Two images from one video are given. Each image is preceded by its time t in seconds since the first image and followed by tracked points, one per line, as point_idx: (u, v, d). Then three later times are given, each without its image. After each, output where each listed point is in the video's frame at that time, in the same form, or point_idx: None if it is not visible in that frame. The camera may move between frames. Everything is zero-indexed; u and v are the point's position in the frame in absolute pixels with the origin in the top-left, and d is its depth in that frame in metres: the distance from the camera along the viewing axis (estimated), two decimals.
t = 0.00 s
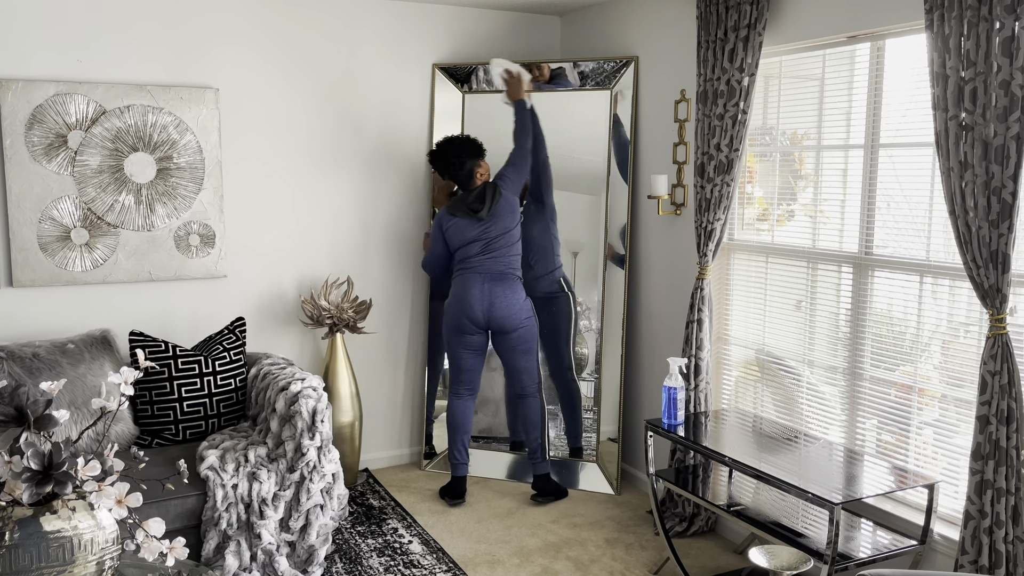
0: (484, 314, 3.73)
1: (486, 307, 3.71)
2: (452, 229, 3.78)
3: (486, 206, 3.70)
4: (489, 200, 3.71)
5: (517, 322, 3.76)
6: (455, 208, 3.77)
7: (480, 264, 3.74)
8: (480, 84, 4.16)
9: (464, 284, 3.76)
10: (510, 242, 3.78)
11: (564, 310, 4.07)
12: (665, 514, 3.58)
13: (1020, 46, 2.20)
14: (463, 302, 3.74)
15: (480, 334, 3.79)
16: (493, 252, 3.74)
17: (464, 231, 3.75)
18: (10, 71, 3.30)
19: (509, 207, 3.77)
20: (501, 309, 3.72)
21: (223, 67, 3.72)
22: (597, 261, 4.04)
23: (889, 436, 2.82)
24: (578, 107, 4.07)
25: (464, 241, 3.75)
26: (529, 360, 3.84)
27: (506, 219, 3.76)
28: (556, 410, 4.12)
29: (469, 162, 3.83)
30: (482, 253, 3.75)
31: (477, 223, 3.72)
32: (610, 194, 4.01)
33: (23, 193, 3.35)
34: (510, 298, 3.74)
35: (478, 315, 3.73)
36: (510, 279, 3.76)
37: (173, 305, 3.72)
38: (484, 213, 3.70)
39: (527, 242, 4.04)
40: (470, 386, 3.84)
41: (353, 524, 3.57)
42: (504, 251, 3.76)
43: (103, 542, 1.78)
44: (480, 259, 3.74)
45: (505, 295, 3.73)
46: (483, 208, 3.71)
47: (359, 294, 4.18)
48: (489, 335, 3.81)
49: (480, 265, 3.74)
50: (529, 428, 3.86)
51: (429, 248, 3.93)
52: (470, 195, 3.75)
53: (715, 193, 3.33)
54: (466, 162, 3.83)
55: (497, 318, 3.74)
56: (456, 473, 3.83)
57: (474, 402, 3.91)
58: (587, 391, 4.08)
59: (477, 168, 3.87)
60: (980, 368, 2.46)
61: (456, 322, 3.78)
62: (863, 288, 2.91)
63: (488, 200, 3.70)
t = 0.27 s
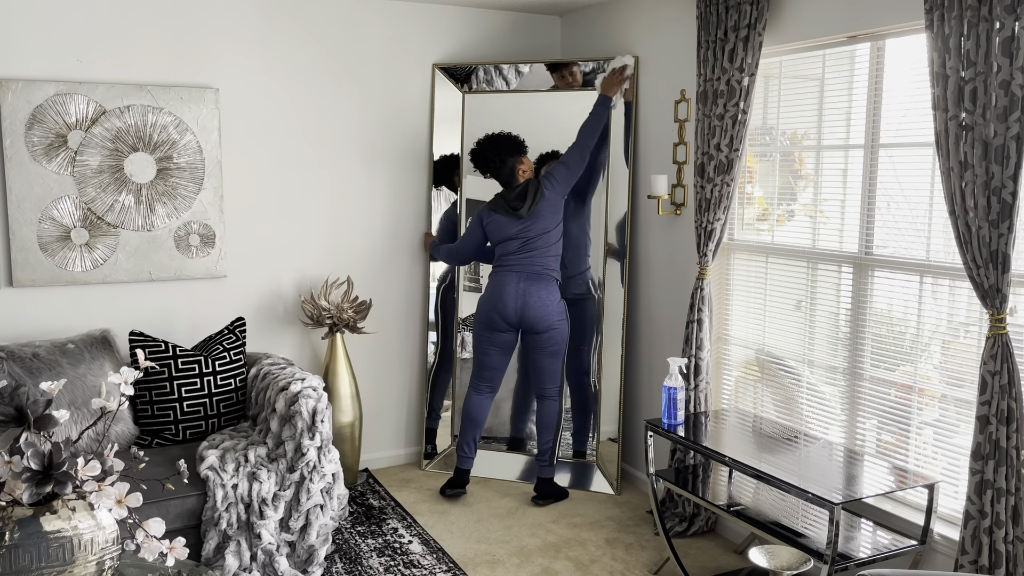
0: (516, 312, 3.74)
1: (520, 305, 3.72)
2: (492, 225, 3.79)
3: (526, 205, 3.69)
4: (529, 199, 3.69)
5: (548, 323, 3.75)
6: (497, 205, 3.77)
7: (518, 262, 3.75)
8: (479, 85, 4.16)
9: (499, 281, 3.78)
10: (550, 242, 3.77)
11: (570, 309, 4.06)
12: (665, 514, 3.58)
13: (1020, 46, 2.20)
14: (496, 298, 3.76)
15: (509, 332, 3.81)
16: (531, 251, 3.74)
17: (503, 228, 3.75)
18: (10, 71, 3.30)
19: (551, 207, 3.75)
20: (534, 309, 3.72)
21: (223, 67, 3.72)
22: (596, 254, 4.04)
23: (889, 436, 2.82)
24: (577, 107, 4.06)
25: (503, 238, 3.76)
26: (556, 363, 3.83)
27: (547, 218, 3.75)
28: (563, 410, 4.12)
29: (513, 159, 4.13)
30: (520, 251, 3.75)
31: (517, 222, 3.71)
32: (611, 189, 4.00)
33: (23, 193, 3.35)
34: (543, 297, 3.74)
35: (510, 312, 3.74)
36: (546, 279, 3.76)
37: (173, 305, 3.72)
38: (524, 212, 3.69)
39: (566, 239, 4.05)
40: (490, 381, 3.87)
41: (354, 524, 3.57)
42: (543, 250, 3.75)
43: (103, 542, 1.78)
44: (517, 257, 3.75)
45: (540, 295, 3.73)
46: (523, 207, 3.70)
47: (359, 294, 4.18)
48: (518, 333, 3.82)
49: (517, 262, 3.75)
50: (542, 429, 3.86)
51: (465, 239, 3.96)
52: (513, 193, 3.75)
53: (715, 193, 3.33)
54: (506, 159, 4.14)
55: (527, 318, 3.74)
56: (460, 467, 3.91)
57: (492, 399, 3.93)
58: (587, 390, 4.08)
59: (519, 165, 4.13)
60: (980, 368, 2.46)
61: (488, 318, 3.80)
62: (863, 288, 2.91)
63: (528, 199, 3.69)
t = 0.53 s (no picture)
0: (520, 310, 3.73)
1: (524, 303, 3.71)
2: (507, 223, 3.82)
3: (539, 206, 3.71)
4: (542, 201, 3.72)
5: (552, 325, 3.73)
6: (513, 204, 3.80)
7: (528, 261, 3.76)
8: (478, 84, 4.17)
9: (505, 279, 3.78)
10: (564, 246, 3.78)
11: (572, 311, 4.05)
12: (665, 514, 3.58)
13: (1020, 46, 2.20)
14: (501, 297, 3.76)
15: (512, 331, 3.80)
16: (542, 253, 3.75)
17: (517, 226, 3.77)
18: (10, 71, 3.31)
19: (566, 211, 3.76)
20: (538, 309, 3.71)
21: (223, 67, 3.72)
22: (597, 254, 4.01)
23: (889, 436, 2.82)
24: (577, 107, 4.06)
25: (516, 236, 3.78)
26: (558, 365, 3.81)
27: (559, 223, 3.75)
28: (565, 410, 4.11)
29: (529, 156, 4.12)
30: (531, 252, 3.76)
31: (530, 222, 3.73)
32: (611, 185, 3.97)
33: (23, 193, 3.35)
34: (549, 299, 3.72)
35: (513, 311, 3.74)
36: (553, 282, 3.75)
37: (173, 305, 3.72)
38: (536, 213, 3.71)
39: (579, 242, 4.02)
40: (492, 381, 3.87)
41: (353, 524, 3.57)
42: (554, 253, 3.76)
43: (103, 541, 1.78)
44: (526, 258, 3.77)
45: (546, 296, 3.72)
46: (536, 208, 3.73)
47: (359, 294, 4.18)
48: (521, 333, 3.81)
49: (527, 262, 3.76)
50: (543, 432, 3.85)
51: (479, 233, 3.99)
52: (529, 193, 3.78)
53: (715, 193, 3.33)
54: (524, 158, 4.12)
55: (530, 318, 3.72)
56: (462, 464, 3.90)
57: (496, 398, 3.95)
58: (587, 391, 4.08)
59: (536, 165, 4.11)
60: (980, 368, 2.46)
61: (493, 317, 3.80)
62: (863, 288, 2.90)
63: (541, 201, 3.71)
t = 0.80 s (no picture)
0: (510, 319, 3.69)
1: (514, 312, 3.67)
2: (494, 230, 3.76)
3: (518, 214, 3.63)
4: (523, 208, 3.64)
5: (545, 331, 3.68)
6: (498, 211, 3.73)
7: (516, 269, 3.70)
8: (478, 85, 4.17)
9: (497, 288, 3.74)
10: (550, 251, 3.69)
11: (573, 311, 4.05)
12: (665, 514, 3.58)
13: (1020, 46, 2.20)
14: (493, 305, 3.72)
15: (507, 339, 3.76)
16: (527, 260, 3.67)
17: (502, 234, 3.72)
18: (10, 71, 3.30)
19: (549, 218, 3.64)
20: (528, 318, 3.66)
21: (223, 67, 3.72)
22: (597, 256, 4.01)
23: (889, 436, 2.82)
24: (577, 107, 4.06)
25: (503, 244, 3.73)
26: (554, 371, 3.77)
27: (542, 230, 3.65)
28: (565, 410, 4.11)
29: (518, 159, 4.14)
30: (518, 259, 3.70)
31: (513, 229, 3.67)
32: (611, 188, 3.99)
33: (23, 193, 3.35)
34: (539, 306, 3.66)
35: (506, 319, 3.70)
36: (543, 288, 3.68)
37: (173, 305, 3.72)
38: (515, 221, 3.64)
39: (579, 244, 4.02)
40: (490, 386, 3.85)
41: (354, 524, 3.57)
42: (540, 260, 3.68)
43: (103, 542, 1.78)
44: (515, 266, 3.70)
45: (534, 304, 3.66)
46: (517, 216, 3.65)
47: (359, 294, 4.18)
48: (518, 341, 3.77)
49: (515, 271, 3.70)
50: (539, 438, 3.80)
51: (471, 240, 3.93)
52: (512, 199, 3.71)
53: (715, 193, 3.33)
54: (513, 161, 4.14)
55: (523, 325, 3.68)
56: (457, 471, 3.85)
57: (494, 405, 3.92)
58: (587, 391, 4.08)
59: (524, 169, 4.14)
60: (980, 368, 2.46)
61: (487, 325, 3.76)
62: (863, 288, 2.91)
63: (521, 209, 3.63)
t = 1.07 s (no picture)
0: (504, 319, 3.67)
1: (508, 312, 3.66)
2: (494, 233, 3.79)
3: (520, 214, 3.67)
4: (524, 209, 3.67)
5: (540, 333, 3.66)
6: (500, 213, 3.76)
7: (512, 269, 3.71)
8: (478, 85, 4.17)
9: (493, 288, 3.73)
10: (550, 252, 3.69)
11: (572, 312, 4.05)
12: (665, 514, 3.58)
13: (1020, 46, 2.20)
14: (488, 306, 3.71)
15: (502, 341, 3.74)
16: (526, 261, 3.67)
17: (502, 234, 3.74)
18: (10, 71, 3.30)
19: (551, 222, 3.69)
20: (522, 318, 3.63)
21: (223, 67, 3.72)
22: (597, 257, 4.01)
23: (889, 436, 2.82)
24: (577, 107, 4.06)
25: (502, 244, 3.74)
26: (550, 374, 3.75)
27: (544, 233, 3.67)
28: (565, 411, 4.11)
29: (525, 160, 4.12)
30: (515, 260, 3.70)
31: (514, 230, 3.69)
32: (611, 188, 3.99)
33: (23, 193, 3.35)
34: (534, 307, 3.64)
35: (500, 321, 3.68)
36: (540, 290, 3.67)
37: (173, 305, 3.72)
38: (516, 221, 3.67)
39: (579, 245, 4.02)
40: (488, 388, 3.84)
41: (353, 524, 3.57)
42: (539, 262, 3.68)
43: (103, 542, 1.78)
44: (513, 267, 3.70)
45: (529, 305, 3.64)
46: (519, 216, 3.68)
47: (359, 294, 4.18)
48: (512, 344, 3.75)
49: (512, 272, 3.70)
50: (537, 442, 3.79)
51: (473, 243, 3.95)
52: (516, 201, 3.74)
53: (715, 193, 3.33)
54: (519, 162, 4.12)
55: (517, 326, 3.65)
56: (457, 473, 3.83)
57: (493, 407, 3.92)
58: (587, 391, 4.08)
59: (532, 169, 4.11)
60: (980, 368, 2.46)
61: (482, 328, 3.75)
62: (863, 288, 2.91)
63: (523, 210, 3.66)
